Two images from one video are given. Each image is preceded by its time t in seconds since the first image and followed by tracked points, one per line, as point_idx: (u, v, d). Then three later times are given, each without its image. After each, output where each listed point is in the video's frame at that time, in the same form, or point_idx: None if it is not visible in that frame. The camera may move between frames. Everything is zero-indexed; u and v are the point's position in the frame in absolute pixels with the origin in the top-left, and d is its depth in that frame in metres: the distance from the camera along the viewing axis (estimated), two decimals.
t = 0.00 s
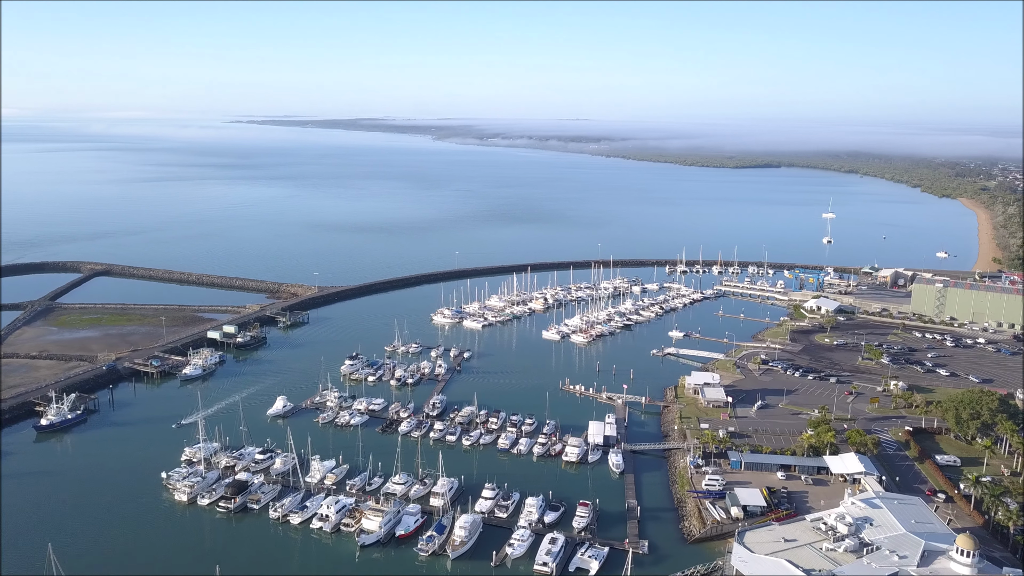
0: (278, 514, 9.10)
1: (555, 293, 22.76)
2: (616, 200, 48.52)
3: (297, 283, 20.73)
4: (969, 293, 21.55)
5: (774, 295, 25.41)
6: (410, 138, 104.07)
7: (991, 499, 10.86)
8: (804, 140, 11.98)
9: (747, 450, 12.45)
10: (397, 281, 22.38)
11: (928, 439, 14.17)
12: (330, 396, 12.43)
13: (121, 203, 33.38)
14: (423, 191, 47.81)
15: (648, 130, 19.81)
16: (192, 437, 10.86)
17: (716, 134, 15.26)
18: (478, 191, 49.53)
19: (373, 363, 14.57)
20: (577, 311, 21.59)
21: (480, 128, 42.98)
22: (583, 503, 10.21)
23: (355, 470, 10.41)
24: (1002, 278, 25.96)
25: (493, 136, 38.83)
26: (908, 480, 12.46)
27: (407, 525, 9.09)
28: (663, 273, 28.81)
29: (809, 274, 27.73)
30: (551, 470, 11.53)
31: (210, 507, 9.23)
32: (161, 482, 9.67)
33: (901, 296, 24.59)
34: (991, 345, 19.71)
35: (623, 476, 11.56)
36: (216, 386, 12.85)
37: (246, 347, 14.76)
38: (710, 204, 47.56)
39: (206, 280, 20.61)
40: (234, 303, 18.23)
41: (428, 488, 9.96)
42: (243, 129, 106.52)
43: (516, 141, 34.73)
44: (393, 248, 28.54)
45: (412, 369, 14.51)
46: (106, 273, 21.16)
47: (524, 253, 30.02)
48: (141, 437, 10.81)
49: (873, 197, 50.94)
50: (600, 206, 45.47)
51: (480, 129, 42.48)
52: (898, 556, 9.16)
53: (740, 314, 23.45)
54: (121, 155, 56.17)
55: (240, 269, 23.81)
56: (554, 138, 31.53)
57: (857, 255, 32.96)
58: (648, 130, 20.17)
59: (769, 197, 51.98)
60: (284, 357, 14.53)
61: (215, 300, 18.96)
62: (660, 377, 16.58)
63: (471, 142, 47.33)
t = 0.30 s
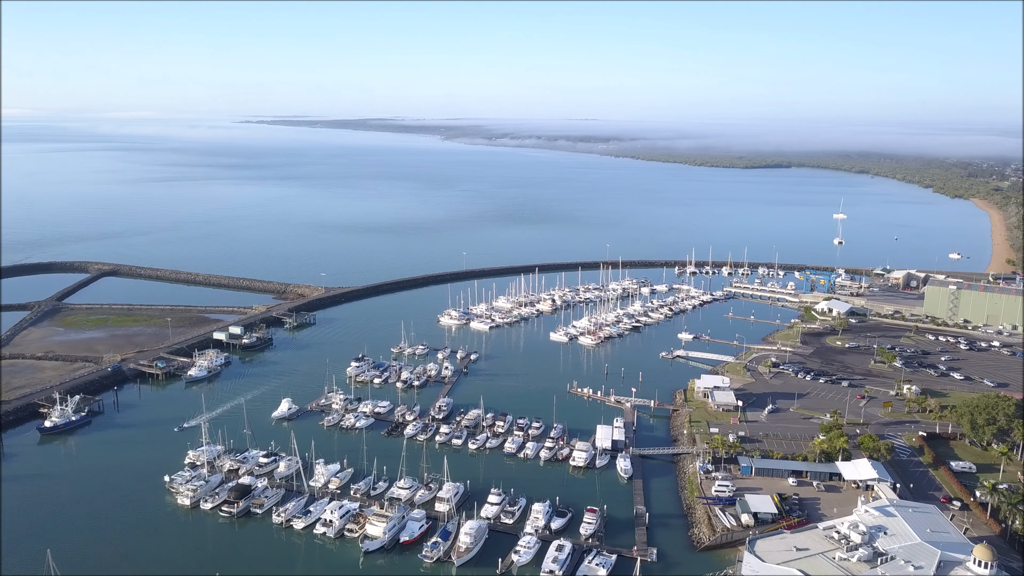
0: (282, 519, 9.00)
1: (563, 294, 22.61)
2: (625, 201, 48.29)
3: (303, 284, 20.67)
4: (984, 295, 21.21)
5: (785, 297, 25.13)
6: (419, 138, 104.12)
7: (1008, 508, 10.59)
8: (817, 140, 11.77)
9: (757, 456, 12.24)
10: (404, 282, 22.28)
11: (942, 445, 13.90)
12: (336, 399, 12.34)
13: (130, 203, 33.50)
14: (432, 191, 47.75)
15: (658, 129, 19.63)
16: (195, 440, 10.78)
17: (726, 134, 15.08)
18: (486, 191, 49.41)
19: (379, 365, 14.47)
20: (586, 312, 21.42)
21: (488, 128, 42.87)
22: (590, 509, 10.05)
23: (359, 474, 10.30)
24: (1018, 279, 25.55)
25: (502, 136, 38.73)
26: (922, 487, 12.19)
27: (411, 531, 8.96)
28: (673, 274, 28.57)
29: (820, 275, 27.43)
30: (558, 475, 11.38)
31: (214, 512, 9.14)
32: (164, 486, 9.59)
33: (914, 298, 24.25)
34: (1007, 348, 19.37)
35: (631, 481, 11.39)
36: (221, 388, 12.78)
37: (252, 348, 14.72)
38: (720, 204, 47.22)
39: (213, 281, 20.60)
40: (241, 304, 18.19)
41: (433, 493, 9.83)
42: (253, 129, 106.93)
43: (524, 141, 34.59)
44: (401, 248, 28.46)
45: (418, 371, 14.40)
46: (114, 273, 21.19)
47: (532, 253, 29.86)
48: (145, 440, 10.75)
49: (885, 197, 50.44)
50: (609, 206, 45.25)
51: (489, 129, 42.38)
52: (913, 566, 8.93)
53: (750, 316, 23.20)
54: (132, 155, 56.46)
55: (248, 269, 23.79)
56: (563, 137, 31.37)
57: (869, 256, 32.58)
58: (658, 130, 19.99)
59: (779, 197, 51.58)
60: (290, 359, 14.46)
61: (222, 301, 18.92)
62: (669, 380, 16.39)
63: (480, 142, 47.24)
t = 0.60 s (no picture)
0: (285, 524, 8.88)
1: (571, 296, 22.45)
2: (634, 201, 48.06)
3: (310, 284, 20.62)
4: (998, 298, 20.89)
5: (796, 298, 24.86)
6: (427, 138, 104.14)
7: None
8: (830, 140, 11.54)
9: (768, 461, 12.02)
10: (411, 283, 22.19)
11: (957, 451, 13.62)
12: (341, 401, 12.24)
13: (139, 203, 33.59)
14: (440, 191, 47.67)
15: (668, 129, 19.48)
16: (199, 443, 10.70)
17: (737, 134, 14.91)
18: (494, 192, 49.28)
19: (385, 367, 14.37)
20: (594, 314, 21.25)
21: (497, 128, 42.77)
22: (597, 516, 9.88)
23: (364, 479, 10.18)
24: None
25: (511, 136, 38.63)
26: (937, 495, 11.93)
27: (416, 537, 8.82)
28: (682, 276, 28.34)
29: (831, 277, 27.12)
30: (565, 480, 11.22)
31: (216, 516, 9.04)
32: (167, 489, 9.51)
33: (927, 300, 23.93)
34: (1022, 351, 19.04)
35: (639, 487, 11.21)
36: (226, 390, 12.71)
37: (258, 349, 14.65)
38: (730, 205, 46.89)
39: (220, 282, 20.57)
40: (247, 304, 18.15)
41: (439, 498, 9.70)
42: (262, 129, 107.34)
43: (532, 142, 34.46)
44: (408, 249, 28.38)
45: (425, 373, 14.29)
46: (122, 273, 21.21)
47: (540, 254, 29.71)
48: (148, 442, 10.67)
49: (896, 198, 49.97)
50: (617, 207, 45.03)
51: (497, 129, 42.26)
52: None
53: (760, 318, 22.95)
54: (142, 155, 56.70)
55: (255, 270, 23.76)
56: (572, 137, 31.20)
57: (881, 257, 32.25)
58: (667, 130, 19.81)
59: (790, 198, 51.19)
60: (297, 360, 14.38)
61: (229, 301, 18.88)
62: (678, 383, 16.20)
63: (489, 142, 47.10)
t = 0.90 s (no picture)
0: (288, 529, 8.77)
1: (579, 297, 22.28)
2: (643, 202, 47.79)
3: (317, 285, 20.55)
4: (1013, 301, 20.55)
5: (807, 301, 24.56)
6: (436, 138, 104.14)
7: None
8: (845, 140, 11.26)
9: (779, 467, 11.80)
10: (418, 284, 22.07)
11: (973, 457, 13.33)
12: (346, 404, 12.14)
13: (147, 203, 33.67)
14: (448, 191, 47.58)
15: (678, 129, 19.29)
16: (203, 446, 10.62)
17: (748, 134, 14.72)
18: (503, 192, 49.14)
19: (391, 369, 14.26)
20: (602, 315, 21.07)
21: (505, 128, 42.64)
22: (605, 522, 9.72)
23: (368, 483, 10.06)
24: None
25: (519, 136, 38.44)
26: (953, 502, 11.65)
27: (420, 544, 8.67)
28: (691, 277, 28.10)
29: (842, 279, 26.78)
30: (572, 485, 11.06)
31: (219, 521, 8.94)
32: (170, 493, 9.42)
33: (940, 302, 23.58)
34: None
35: (648, 493, 11.03)
36: (231, 392, 12.64)
37: (263, 351, 14.58)
38: (740, 206, 46.53)
39: (227, 282, 20.53)
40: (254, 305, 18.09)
41: (444, 504, 9.57)
42: (271, 129, 107.71)
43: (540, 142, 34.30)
44: (415, 249, 28.27)
45: (431, 376, 14.16)
46: (129, 273, 21.21)
47: (548, 255, 29.54)
48: (152, 445, 10.61)
49: (909, 199, 49.41)
50: (626, 207, 44.76)
51: (505, 129, 42.11)
52: None
53: (771, 320, 22.69)
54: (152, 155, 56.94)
55: (262, 270, 23.72)
56: (581, 137, 31.01)
57: (893, 259, 31.86)
58: (677, 129, 19.62)
59: (801, 198, 50.72)
60: (303, 362, 14.30)
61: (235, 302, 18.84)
62: (687, 386, 16.00)
63: (497, 142, 46.98)
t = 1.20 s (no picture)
0: (291, 535, 8.66)
1: (587, 299, 22.11)
2: (652, 202, 47.52)
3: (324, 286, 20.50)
4: None
5: (818, 303, 24.28)
6: (444, 138, 104.19)
7: None
8: (855, 140, 11.03)
9: (791, 474, 11.58)
10: (425, 285, 21.98)
11: (989, 464, 13.05)
12: (351, 407, 12.04)
13: (156, 203, 33.77)
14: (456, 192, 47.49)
15: (687, 129, 19.11)
16: (206, 449, 10.54)
17: (757, 134, 14.53)
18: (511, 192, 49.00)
19: (397, 371, 14.16)
20: (610, 317, 20.89)
21: (514, 128, 42.52)
22: (613, 529, 9.55)
23: (372, 488, 9.95)
24: None
25: (527, 137, 38.30)
26: (968, 511, 11.39)
27: (424, 550, 8.52)
28: (700, 278, 27.86)
29: (854, 280, 26.47)
30: (580, 491, 10.90)
31: (221, 526, 8.83)
32: (172, 497, 9.33)
33: (953, 304, 23.24)
34: None
35: (657, 499, 10.85)
36: (237, 394, 12.57)
37: (269, 352, 14.51)
38: (750, 206, 46.18)
39: (234, 283, 20.49)
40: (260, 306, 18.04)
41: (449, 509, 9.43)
42: (280, 130, 108.08)
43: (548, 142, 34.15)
44: (423, 250, 28.18)
45: (437, 378, 14.05)
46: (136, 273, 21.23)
47: (555, 256, 29.37)
48: (156, 447, 10.54)
49: (921, 199, 48.90)
50: (635, 208, 44.52)
51: (514, 129, 41.97)
52: None
53: (781, 322, 22.43)
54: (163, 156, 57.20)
55: (269, 270, 23.70)
56: (589, 137, 30.83)
57: (905, 260, 31.48)
58: (686, 129, 19.43)
59: (811, 199, 50.29)
60: (308, 364, 14.22)
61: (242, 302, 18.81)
62: (696, 390, 15.80)
63: (505, 142, 46.86)
